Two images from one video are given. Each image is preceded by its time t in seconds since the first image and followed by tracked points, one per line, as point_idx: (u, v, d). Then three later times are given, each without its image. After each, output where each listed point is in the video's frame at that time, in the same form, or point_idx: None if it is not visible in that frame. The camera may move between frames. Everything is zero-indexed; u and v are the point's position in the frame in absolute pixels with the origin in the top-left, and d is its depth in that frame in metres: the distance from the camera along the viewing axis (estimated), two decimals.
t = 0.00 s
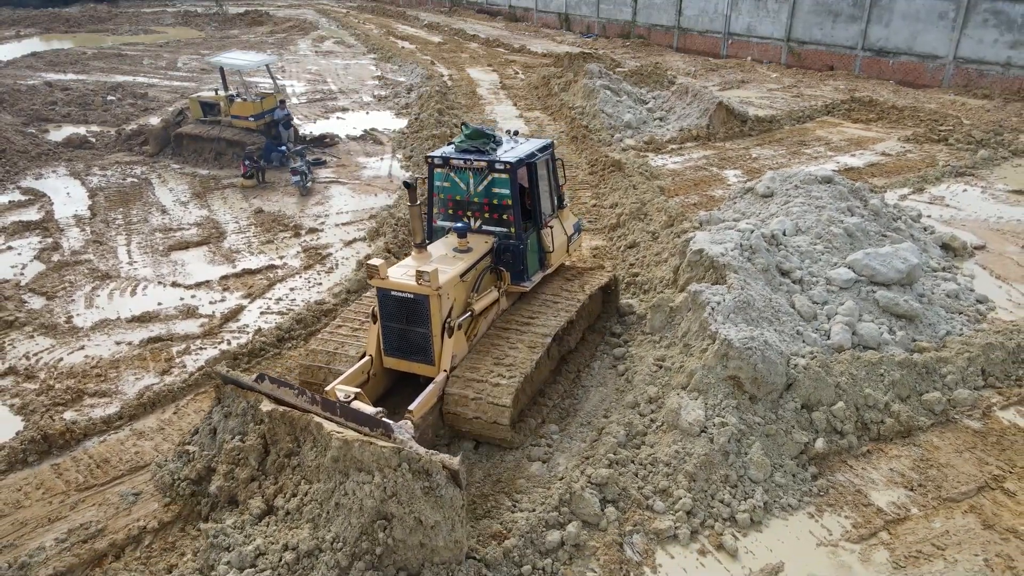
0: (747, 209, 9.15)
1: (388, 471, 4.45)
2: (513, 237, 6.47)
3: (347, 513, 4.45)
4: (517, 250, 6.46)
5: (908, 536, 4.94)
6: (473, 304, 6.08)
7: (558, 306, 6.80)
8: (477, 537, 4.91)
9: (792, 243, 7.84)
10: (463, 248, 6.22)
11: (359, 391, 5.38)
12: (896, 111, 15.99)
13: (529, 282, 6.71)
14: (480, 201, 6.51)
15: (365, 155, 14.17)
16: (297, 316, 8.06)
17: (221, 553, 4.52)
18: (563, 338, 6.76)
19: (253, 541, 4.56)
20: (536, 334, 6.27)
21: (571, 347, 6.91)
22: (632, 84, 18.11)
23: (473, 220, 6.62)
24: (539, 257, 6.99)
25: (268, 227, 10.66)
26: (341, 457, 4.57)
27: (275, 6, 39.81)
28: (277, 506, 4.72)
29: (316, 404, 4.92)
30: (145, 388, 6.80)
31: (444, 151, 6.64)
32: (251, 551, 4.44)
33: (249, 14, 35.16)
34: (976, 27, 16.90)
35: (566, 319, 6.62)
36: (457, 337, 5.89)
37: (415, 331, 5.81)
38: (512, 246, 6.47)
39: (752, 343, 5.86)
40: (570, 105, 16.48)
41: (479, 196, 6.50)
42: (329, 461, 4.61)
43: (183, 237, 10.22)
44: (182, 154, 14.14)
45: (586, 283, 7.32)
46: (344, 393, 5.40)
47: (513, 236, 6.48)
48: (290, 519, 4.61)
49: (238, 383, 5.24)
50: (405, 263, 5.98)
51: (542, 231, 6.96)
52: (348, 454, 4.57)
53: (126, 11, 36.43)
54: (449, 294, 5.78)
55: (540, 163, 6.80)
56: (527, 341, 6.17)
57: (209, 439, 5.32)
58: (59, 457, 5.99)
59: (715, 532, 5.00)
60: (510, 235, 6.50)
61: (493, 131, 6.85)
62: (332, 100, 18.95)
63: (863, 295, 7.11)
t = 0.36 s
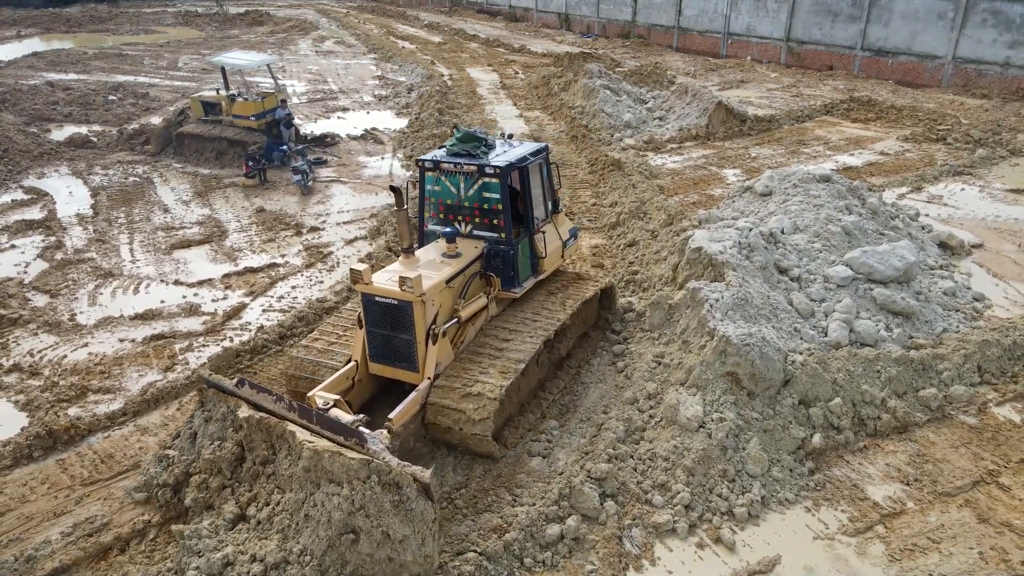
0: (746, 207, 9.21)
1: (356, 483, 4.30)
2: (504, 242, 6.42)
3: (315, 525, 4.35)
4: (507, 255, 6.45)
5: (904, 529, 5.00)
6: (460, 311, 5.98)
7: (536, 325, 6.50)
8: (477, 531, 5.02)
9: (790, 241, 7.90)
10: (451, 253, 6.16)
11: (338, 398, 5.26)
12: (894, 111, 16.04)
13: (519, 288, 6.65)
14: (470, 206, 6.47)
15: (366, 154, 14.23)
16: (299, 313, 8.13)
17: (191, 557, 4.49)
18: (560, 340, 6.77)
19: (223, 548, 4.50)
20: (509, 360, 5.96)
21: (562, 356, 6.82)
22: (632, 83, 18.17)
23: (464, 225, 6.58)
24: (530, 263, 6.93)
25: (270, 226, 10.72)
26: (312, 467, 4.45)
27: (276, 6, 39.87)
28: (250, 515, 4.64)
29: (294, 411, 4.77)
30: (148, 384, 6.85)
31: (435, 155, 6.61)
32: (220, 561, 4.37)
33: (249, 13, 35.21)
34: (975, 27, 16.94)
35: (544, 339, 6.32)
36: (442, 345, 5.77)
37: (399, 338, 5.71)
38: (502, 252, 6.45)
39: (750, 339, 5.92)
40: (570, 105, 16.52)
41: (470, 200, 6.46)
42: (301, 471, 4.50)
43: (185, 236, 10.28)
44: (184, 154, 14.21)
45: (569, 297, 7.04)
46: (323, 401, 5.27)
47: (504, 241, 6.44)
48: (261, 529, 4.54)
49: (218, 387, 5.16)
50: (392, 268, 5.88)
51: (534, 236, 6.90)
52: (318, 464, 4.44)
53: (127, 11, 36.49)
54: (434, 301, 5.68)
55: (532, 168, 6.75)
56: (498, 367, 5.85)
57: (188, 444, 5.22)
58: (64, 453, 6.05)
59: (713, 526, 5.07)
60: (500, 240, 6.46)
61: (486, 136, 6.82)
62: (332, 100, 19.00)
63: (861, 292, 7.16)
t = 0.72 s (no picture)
0: (744, 206, 9.26)
1: (322, 495, 4.20)
2: (493, 248, 6.25)
3: (281, 537, 4.26)
4: (496, 261, 6.26)
5: (899, 523, 5.06)
6: (445, 318, 5.82)
7: (509, 349, 6.04)
8: (478, 526, 5.08)
9: (788, 239, 7.97)
10: (438, 258, 6.01)
11: (315, 405, 5.22)
12: (892, 110, 16.09)
13: (509, 295, 6.46)
14: (460, 211, 6.30)
15: (366, 154, 14.29)
16: (301, 311, 8.18)
17: (159, 563, 4.42)
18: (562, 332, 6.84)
19: (192, 555, 4.44)
20: (503, 357, 5.92)
21: (551, 365, 6.65)
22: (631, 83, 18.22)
23: (454, 230, 6.42)
24: (522, 269, 6.74)
25: (271, 225, 10.77)
26: (280, 477, 4.37)
27: (274, 6, 39.89)
28: (221, 523, 4.57)
29: (270, 418, 4.75)
30: (151, 381, 6.91)
31: (426, 157, 6.44)
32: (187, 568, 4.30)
33: (248, 13, 35.24)
34: (972, 27, 17.00)
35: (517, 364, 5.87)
36: (425, 353, 5.62)
37: (382, 345, 5.58)
38: (491, 258, 6.26)
39: (748, 336, 5.97)
40: (569, 104, 16.57)
41: (460, 205, 6.29)
42: (271, 481, 4.42)
43: (186, 235, 10.33)
44: (185, 153, 14.26)
45: (547, 316, 6.59)
46: (301, 407, 5.25)
47: (493, 247, 6.26)
48: (229, 539, 4.47)
49: (200, 392, 5.16)
50: (377, 274, 5.77)
51: (525, 242, 6.72)
52: (286, 475, 4.37)
53: (126, 11, 36.51)
54: (417, 308, 5.53)
55: (524, 172, 6.57)
56: (471, 390, 5.46)
57: (167, 449, 5.24)
58: (69, 449, 6.11)
59: (711, 520, 5.12)
60: (489, 246, 6.29)
61: (478, 139, 6.65)
62: (332, 100, 19.05)
63: (858, 290, 7.22)
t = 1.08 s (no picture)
0: (743, 206, 9.32)
1: (285, 507, 4.22)
2: (481, 254, 6.18)
3: (245, 548, 4.24)
4: (484, 267, 6.18)
5: (895, 517, 5.11)
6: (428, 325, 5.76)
7: (484, 369, 5.81)
8: (478, 520, 5.14)
9: (786, 237, 8.03)
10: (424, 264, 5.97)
11: (291, 413, 5.17)
12: (891, 110, 16.14)
13: (497, 301, 6.38)
14: (449, 216, 6.26)
15: (367, 153, 14.35)
16: (303, 308, 8.24)
17: (125, 568, 4.43)
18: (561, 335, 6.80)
19: (157, 561, 4.43)
20: (500, 356, 5.97)
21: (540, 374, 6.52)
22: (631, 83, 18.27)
23: (442, 236, 6.38)
24: (512, 275, 6.66)
25: (273, 224, 10.83)
26: (247, 487, 4.35)
27: (274, 6, 39.92)
28: (190, 531, 4.55)
29: (243, 425, 4.69)
30: (154, 378, 6.97)
31: (416, 162, 6.43)
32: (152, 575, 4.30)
33: (248, 13, 35.28)
34: (971, 26, 17.05)
35: (482, 395, 5.53)
36: (407, 360, 5.56)
37: (364, 352, 5.54)
38: (478, 263, 6.18)
39: (746, 333, 6.03)
40: (568, 104, 16.61)
41: (448, 210, 6.26)
42: (239, 490, 4.39)
43: (188, 233, 10.39)
44: (186, 152, 14.32)
45: (537, 322, 6.54)
46: (276, 414, 5.18)
47: (481, 252, 6.20)
48: (196, 547, 4.44)
49: (180, 396, 5.12)
50: (361, 279, 5.73)
51: (515, 247, 6.64)
52: (253, 485, 4.34)
53: (127, 11, 36.55)
54: (399, 314, 5.49)
55: (514, 177, 6.51)
56: (462, 393, 5.47)
57: (147, 452, 5.19)
58: (73, 444, 6.17)
59: (710, 514, 5.17)
60: (477, 252, 6.23)
61: (469, 143, 6.61)
62: (332, 99, 19.10)
63: (855, 288, 7.28)
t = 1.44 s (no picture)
0: (747, 205, 9.35)
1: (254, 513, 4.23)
2: (473, 259, 6.16)
3: (214, 553, 4.28)
4: (477, 272, 6.15)
5: (897, 514, 5.15)
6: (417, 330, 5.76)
7: (484, 368, 5.85)
8: (483, 514, 5.20)
9: (791, 236, 8.07)
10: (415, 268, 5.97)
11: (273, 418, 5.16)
12: (897, 110, 16.14)
13: (490, 307, 6.34)
14: (442, 219, 6.25)
15: (373, 152, 14.44)
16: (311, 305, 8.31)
17: (97, 568, 4.50)
18: (567, 333, 6.83)
19: (129, 563, 4.50)
20: (502, 355, 6.01)
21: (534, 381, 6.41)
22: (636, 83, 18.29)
23: (437, 239, 6.38)
24: (507, 280, 6.61)
25: (280, 222, 10.91)
26: (219, 492, 4.39)
27: (279, 6, 40.05)
28: (166, 533, 4.61)
29: (224, 429, 4.73)
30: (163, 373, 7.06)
31: (412, 165, 6.43)
32: None
33: (255, 13, 35.42)
34: (977, 27, 17.02)
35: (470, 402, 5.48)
36: (394, 365, 5.56)
37: (351, 357, 5.54)
38: (471, 268, 6.16)
39: (750, 330, 6.06)
40: (574, 104, 16.66)
41: (441, 213, 6.25)
42: (212, 495, 4.44)
43: (195, 231, 10.48)
44: (194, 151, 14.42)
45: (540, 321, 6.59)
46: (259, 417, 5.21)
47: (474, 257, 6.17)
48: (168, 549, 4.50)
49: (168, 397, 5.19)
50: (351, 284, 5.74)
51: (511, 252, 6.59)
52: (224, 490, 4.38)
53: (134, 11, 36.73)
54: (386, 319, 5.49)
55: (510, 180, 6.46)
56: (461, 393, 5.50)
57: (132, 453, 5.30)
58: (84, 438, 6.26)
59: (713, 509, 5.21)
60: (470, 256, 6.20)
61: (465, 146, 6.58)
62: (339, 99, 19.18)
63: (859, 287, 7.31)
